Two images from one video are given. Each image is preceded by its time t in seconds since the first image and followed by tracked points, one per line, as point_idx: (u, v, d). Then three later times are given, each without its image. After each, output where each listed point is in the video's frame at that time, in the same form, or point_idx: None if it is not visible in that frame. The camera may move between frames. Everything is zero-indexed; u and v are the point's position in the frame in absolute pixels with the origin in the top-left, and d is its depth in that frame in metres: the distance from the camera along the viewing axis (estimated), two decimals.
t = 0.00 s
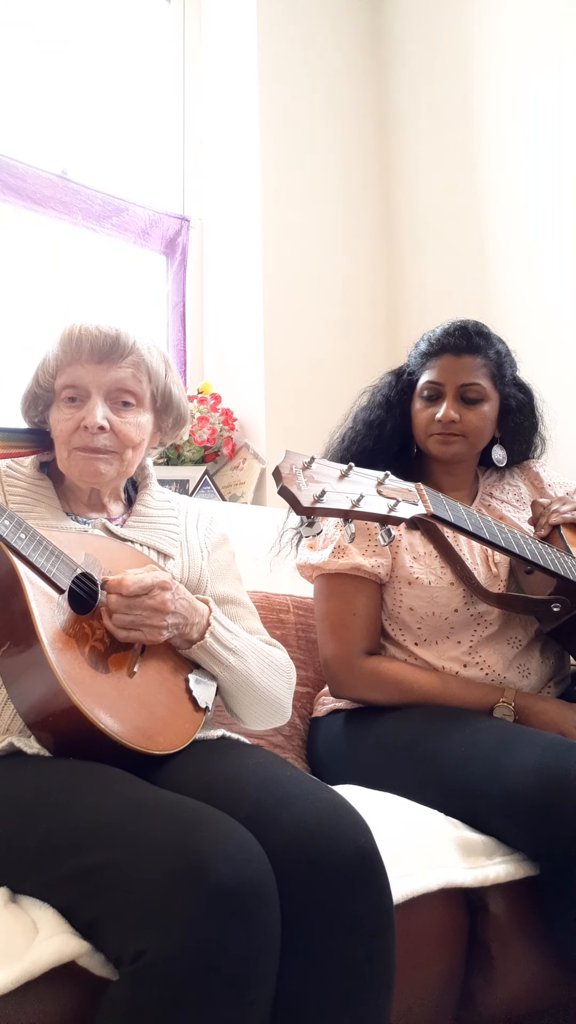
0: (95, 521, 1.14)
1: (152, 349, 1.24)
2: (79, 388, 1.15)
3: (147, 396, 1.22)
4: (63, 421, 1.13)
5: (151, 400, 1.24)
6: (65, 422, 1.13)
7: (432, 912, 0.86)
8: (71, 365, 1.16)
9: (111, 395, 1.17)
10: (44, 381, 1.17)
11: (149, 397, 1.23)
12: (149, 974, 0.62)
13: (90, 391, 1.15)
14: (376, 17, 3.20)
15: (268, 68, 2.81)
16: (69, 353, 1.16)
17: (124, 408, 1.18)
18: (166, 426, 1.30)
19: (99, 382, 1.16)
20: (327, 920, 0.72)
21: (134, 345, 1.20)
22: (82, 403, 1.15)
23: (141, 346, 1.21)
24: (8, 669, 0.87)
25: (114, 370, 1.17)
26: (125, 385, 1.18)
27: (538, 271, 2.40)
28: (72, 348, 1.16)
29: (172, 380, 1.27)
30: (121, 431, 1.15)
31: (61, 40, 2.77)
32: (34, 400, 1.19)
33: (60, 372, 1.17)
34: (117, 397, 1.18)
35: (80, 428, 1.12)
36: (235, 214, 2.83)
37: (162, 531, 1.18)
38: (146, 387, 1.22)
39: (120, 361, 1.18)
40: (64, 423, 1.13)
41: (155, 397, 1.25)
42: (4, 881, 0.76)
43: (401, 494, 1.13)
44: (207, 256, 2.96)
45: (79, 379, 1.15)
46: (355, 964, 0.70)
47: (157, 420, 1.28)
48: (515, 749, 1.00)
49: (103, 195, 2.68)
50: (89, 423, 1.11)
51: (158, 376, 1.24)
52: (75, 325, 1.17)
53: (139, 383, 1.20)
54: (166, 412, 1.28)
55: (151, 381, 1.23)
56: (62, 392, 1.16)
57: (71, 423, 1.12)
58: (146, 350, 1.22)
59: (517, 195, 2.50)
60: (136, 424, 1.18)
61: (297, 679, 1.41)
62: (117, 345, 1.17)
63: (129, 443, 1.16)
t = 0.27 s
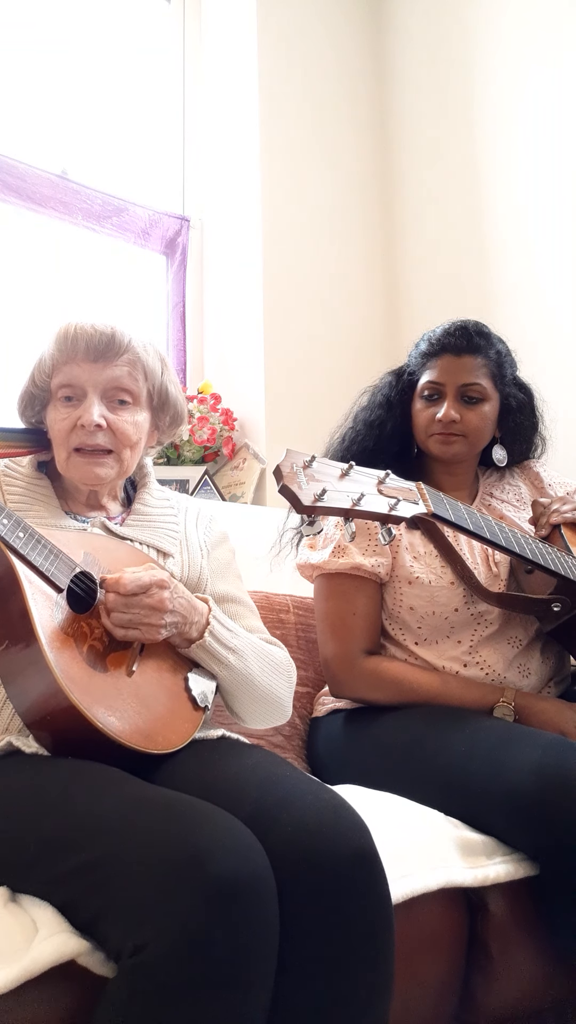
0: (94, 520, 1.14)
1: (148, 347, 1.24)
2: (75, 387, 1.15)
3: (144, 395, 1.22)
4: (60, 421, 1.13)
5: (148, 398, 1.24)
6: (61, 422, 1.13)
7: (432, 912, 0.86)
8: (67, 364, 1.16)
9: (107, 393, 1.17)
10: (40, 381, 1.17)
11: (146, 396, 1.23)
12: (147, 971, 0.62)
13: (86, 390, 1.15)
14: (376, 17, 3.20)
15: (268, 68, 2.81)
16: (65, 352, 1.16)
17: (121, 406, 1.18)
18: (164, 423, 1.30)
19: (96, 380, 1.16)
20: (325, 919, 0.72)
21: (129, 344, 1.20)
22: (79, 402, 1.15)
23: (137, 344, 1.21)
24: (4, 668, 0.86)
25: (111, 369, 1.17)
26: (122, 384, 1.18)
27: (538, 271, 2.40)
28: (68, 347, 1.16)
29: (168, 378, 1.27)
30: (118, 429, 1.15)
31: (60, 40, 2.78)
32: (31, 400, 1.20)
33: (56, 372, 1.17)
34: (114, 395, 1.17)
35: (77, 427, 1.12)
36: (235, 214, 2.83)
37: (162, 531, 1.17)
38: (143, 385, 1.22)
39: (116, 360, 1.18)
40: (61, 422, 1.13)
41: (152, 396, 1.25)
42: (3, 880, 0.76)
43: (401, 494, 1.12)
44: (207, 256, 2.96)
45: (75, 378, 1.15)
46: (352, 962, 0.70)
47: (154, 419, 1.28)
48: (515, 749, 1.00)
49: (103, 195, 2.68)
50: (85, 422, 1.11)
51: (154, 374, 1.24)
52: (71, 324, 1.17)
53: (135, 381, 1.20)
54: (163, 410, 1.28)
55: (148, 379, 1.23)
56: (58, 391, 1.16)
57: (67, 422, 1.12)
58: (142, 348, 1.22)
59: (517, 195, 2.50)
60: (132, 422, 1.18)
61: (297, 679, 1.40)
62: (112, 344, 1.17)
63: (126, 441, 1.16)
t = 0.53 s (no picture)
0: (95, 520, 1.14)
1: (149, 347, 1.24)
2: (76, 387, 1.15)
3: (144, 395, 1.22)
4: (60, 420, 1.13)
5: (148, 399, 1.24)
6: (61, 421, 1.13)
7: (432, 912, 0.86)
8: (68, 364, 1.16)
9: (107, 393, 1.17)
10: (41, 381, 1.18)
11: (146, 397, 1.23)
12: (147, 970, 0.62)
13: (86, 390, 1.15)
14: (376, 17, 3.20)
15: (267, 68, 2.81)
16: (65, 352, 1.16)
17: (121, 406, 1.18)
18: (164, 424, 1.30)
19: (96, 380, 1.16)
20: (325, 919, 0.72)
21: (130, 344, 1.20)
22: (79, 402, 1.15)
23: (137, 345, 1.21)
24: (7, 668, 0.87)
25: (111, 369, 1.17)
26: (122, 384, 1.18)
27: (538, 270, 2.41)
28: (68, 347, 1.16)
29: (168, 378, 1.27)
30: (118, 429, 1.15)
31: (61, 40, 2.78)
32: (32, 400, 1.20)
33: (57, 372, 1.17)
34: (114, 395, 1.17)
35: (76, 427, 1.12)
36: (235, 214, 2.84)
37: (162, 531, 1.17)
38: (143, 385, 1.22)
39: (116, 359, 1.18)
40: (61, 422, 1.12)
41: (152, 396, 1.25)
42: (3, 880, 0.76)
43: (402, 494, 1.12)
44: (207, 256, 2.96)
45: (75, 378, 1.15)
46: (352, 962, 0.70)
47: (154, 420, 1.28)
48: (515, 749, 1.00)
49: (103, 195, 2.68)
50: (85, 422, 1.11)
51: (154, 375, 1.23)
52: (72, 324, 1.18)
53: (135, 381, 1.20)
54: (164, 410, 1.28)
55: (148, 379, 1.23)
56: (59, 391, 1.16)
57: (67, 422, 1.12)
58: (143, 348, 1.22)
59: (517, 195, 2.50)
60: (132, 422, 1.18)
61: (297, 679, 1.40)
62: (112, 344, 1.17)
63: (126, 442, 1.16)
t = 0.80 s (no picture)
0: (95, 521, 1.14)
1: (147, 346, 1.24)
2: (73, 386, 1.15)
3: (142, 394, 1.21)
4: (58, 419, 1.13)
5: (146, 398, 1.23)
6: (59, 420, 1.13)
7: (432, 912, 0.86)
8: (65, 363, 1.16)
9: (105, 392, 1.17)
10: (39, 380, 1.18)
11: (145, 396, 1.23)
12: (147, 973, 0.62)
13: (84, 389, 1.15)
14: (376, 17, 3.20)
15: (267, 68, 2.81)
16: (63, 352, 1.16)
17: (119, 406, 1.18)
18: (163, 423, 1.30)
19: (94, 379, 1.16)
20: (326, 919, 0.72)
21: (128, 343, 1.20)
22: (77, 401, 1.15)
23: (135, 344, 1.21)
24: (6, 668, 0.87)
25: (109, 368, 1.17)
26: (119, 383, 1.17)
27: (538, 270, 2.41)
28: (66, 347, 1.16)
29: (168, 378, 1.27)
30: (115, 428, 1.14)
31: (61, 39, 2.78)
32: (31, 400, 1.20)
33: (55, 371, 1.17)
34: (112, 395, 1.17)
35: (74, 426, 1.12)
36: (234, 214, 2.84)
37: (162, 531, 1.17)
38: (142, 384, 1.22)
39: (114, 359, 1.18)
40: (58, 421, 1.13)
41: (151, 395, 1.25)
42: (3, 880, 0.76)
43: (403, 494, 1.12)
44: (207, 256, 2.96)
45: (73, 377, 1.15)
46: (353, 962, 0.70)
47: (153, 420, 1.28)
48: (516, 749, 1.00)
49: (103, 195, 2.68)
50: (82, 420, 1.11)
51: (153, 374, 1.23)
52: (70, 323, 1.18)
53: (133, 380, 1.20)
54: (163, 410, 1.28)
55: (146, 379, 1.23)
56: (57, 390, 1.16)
57: (65, 421, 1.12)
58: (141, 348, 1.22)
59: (517, 194, 2.50)
60: (130, 421, 1.18)
61: (297, 679, 1.40)
62: (110, 343, 1.17)
63: (124, 441, 1.16)
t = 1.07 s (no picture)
0: (95, 520, 1.14)
1: (147, 346, 1.23)
2: (72, 386, 1.15)
3: (141, 394, 1.21)
4: (56, 419, 1.13)
5: (146, 398, 1.23)
6: (58, 419, 1.13)
7: (432, 912, 0.86)
8: (65, 362, 1.16)
9: (104, 392, 1.17)
10: (39, 379, 1.18)
11: (144, 396, 1.23)
12: (147, 973, 0.62)
13: (83, 388, 1.15)
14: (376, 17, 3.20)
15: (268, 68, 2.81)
16: (62, 351, 1.16)
17: (118, 405, 1.18)
18: (163, 424, 1.30)
19: (93, 378, 1.16)
20: (326, 919, 0.71)
21: (127, 343, 1.20)
22: (76, 400, 1.15)
23: (135, 343, 1.21)
24: (6, 669, 0.86)
25: (107, 367, 1.17)
26: (118, 383, 1.17)
27: (539, 270, 2.40)
28: (66, 346, 1.16)
29: (168, 378, 1.27)
30: (113, 428, 1.14)
31: (61, 39, 2.78)
32: (30, 399, 1.20)
33: (54, 370, 1.17)
34: (111, 394, 1.17)
35: (72, 425, 1.12)
36: (235, 214, 2.83)
37: (162, 531, 1.17)
38: (141, 384, 1.21)
39: (113, 358, 1.18)
40: (57, 421, 1.12)
41: (150, 395, 1.25)
42: (3, 880, 0.76)
43: (404, 494, 1.12)
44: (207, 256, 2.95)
45: (72, 376, 1.15)
46: (354, 962, 0.70)
47: (153, 420, 1.28)
48: (517, 749, 1.00)
49: (103, 195, 2.68)
50: (80, 420, 1.11)
51: (152, 374, 1.23)
52: (69, 322, 1.18)
53: (132, 380, 1.20)
54: (162, 410, 1.27)
55: (145, 379, 1.22)
56: (56, 389, 1.16)
57: (63, 420, 1.12)
58: (141, 348, 1.22)
59: (518, 195, 2.50)
60: (129, 421, 1.17)
61: (297, 679, 1.40)
62: (109, 342, 1.17)
63: (122, 441, 1.16)
